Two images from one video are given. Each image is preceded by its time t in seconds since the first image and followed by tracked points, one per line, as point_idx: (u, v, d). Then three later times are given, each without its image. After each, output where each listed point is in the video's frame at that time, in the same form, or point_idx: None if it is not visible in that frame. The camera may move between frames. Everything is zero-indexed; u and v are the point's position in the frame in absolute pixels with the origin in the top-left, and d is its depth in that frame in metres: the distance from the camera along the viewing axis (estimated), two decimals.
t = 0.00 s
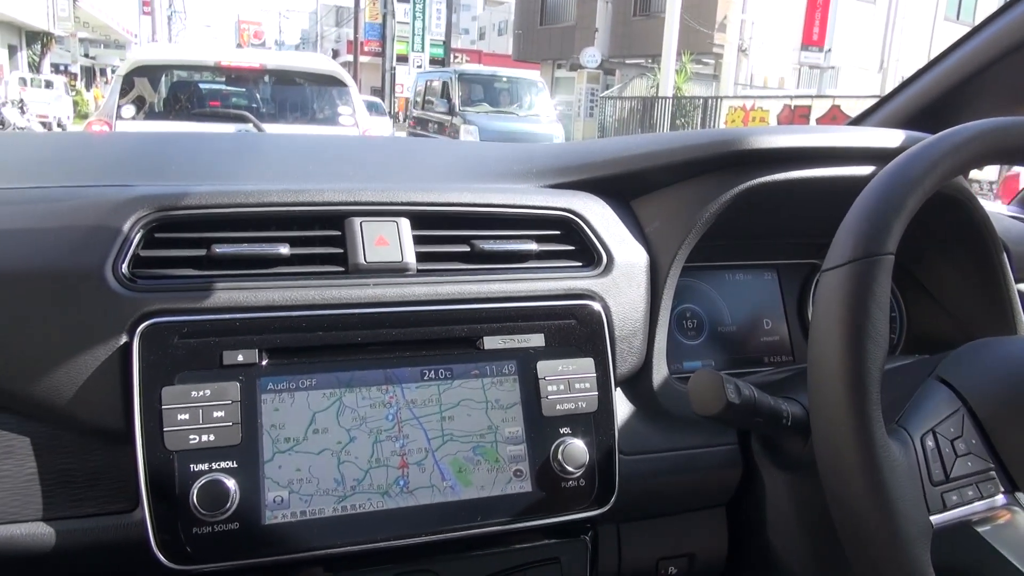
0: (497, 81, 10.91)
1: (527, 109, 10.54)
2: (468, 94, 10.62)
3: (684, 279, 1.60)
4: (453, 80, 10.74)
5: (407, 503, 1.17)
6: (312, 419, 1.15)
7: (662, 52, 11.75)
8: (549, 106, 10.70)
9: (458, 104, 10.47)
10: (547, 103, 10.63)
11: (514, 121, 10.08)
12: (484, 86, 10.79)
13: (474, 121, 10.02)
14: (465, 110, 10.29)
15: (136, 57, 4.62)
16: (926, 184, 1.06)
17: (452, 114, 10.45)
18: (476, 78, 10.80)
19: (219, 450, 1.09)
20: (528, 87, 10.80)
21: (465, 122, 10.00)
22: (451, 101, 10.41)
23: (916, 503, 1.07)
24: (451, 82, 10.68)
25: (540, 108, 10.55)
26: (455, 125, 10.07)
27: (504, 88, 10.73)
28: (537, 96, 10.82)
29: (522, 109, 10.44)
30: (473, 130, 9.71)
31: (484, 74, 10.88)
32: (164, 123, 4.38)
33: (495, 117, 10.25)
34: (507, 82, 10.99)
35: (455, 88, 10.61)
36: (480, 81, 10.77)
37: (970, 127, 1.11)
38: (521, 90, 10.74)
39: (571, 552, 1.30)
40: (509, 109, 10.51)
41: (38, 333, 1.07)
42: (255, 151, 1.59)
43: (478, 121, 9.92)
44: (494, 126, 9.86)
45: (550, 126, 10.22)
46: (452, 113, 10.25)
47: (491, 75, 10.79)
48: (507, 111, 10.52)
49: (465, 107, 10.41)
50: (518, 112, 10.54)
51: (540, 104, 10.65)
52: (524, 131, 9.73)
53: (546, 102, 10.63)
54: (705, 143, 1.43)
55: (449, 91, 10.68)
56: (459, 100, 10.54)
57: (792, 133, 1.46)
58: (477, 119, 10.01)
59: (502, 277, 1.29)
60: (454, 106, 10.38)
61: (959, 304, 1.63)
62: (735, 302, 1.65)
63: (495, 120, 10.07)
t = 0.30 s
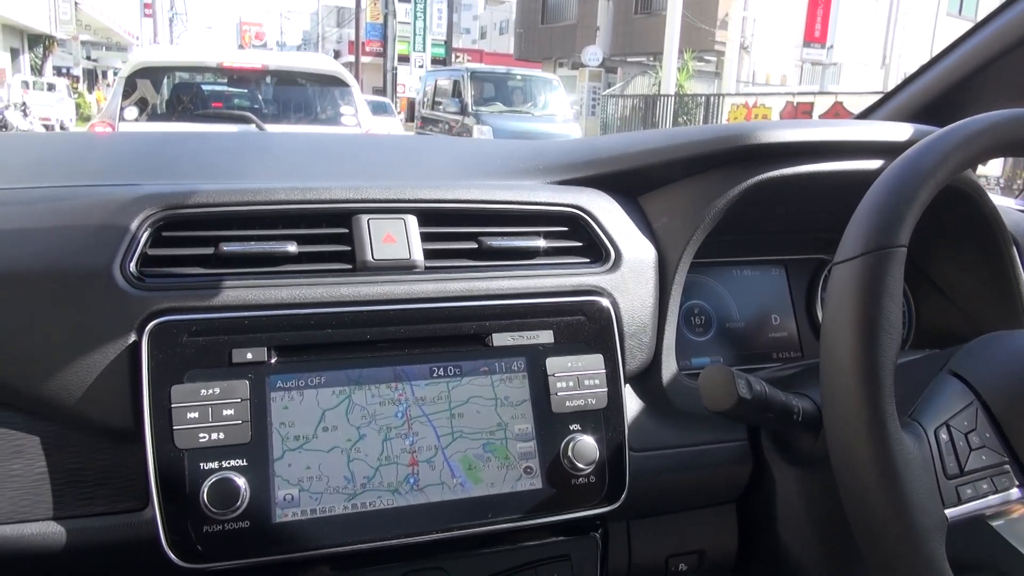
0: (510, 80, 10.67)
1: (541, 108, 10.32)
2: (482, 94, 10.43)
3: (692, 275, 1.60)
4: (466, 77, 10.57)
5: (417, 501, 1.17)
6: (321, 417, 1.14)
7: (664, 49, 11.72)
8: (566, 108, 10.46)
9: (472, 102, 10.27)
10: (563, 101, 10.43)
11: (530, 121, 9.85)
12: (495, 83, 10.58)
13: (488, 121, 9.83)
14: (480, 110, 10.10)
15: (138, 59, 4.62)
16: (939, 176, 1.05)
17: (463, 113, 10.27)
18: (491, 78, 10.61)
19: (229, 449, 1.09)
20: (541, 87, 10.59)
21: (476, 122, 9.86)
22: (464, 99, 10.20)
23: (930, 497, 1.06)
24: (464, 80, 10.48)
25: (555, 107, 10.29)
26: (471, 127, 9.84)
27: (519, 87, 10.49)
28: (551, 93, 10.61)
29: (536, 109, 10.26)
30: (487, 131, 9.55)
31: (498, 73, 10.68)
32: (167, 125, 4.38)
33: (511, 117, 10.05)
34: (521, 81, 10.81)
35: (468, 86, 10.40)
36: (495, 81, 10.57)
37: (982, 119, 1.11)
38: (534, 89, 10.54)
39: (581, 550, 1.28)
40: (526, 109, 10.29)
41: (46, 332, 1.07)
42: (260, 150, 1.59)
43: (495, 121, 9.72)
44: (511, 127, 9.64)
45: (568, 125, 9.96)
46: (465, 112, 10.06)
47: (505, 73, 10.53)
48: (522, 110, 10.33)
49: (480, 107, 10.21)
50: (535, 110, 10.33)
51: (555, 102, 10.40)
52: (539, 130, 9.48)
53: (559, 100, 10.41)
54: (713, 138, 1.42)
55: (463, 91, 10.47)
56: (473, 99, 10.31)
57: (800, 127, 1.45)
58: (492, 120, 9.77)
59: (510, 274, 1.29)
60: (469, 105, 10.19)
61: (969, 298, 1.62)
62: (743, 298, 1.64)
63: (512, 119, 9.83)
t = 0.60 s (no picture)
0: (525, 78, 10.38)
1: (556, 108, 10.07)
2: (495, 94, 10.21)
3: (700, 273, 1.59)
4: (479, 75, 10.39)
5: (427, 498, 1.17)
6: (330, 414, 1.14)
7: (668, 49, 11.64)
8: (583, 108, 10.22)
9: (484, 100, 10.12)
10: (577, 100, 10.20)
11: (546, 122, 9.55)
12: (506, 81, 10.35)
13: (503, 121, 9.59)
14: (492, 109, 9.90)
15: (141, 58, 4.63)
16: (951, 172, 1.05)
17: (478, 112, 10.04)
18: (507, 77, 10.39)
19: (239, 446, 1.09)
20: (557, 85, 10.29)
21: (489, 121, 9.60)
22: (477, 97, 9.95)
23: (942, 494, 1.06)
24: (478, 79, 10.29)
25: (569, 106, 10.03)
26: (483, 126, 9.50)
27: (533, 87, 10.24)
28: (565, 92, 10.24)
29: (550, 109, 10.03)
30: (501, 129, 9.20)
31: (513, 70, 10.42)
32: (171, 124, 4.37)
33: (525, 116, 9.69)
34: (535, 78, 10.44)
35: (480, 85, 10.21)
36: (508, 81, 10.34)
37: (994, 115, 1.10)
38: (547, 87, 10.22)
39: (589, 547, 1.27)
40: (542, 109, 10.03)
41: (57, 330, 1.07)
42: (266, 149, 1.59)
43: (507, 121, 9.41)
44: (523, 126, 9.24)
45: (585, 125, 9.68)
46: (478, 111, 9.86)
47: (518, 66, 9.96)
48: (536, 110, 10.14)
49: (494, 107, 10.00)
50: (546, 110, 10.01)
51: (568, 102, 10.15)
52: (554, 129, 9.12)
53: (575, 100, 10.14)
54: (721, 135, 1.42)
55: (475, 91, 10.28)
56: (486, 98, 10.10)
57: (808, 125, 1.45)
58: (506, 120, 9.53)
59: (519, 272, 1.29)
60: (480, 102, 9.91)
61: (979, 296, 1.61)
62: (750, 296, 1.64)
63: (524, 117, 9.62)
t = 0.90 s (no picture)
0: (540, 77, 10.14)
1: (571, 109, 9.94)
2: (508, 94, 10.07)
3: (703, 273, 1.59)
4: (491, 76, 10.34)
5: (430, 496, 1.17)
6: (334, 412, 1.15)
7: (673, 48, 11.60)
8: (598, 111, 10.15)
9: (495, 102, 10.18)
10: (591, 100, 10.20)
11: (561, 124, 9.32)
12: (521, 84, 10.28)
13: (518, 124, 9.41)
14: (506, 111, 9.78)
15: (145, 57, 4.62)
16: (956, 172, 1.05)
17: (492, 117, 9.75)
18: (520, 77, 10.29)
19: (243, 443, 1.09)
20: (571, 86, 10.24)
21: (504, 122, 9.66)
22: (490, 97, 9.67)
23: (946, 494, 1.06)
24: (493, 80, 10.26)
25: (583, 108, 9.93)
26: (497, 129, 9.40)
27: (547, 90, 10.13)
28: (578, 90, 10.47)
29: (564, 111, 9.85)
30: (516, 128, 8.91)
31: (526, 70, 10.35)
32: (175, 122, 4.37)
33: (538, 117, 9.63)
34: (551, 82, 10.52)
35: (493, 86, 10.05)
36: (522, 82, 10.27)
37: (999, 115, 1.10)
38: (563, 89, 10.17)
39: (592, 546, 1.27)
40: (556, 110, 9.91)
41: (62, 327, 1.07)
42: (270, 147, 1.58)
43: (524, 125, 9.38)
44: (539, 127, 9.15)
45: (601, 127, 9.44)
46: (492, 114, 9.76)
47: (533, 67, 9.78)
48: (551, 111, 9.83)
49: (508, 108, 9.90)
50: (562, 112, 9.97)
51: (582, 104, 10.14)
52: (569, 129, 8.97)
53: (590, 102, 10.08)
54: (725, 134, 1.42)
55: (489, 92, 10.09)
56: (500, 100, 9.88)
57: (813, 125, 1.44)
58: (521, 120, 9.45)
59: (523, 270, 1.29)
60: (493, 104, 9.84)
61: (984, 297, 1.61)
62: (754, 296, 1.64)
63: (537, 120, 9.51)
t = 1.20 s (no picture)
0: (558, 74, 9.73)
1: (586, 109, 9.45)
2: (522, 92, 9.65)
3: (702, 274, 1.59)
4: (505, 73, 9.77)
5: (427, 497, 1.17)
6: (331, 412, 1.15)
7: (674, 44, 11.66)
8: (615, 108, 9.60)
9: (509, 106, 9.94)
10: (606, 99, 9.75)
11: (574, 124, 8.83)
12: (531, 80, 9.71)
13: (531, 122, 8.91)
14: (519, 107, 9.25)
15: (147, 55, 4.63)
16: (954, 174, 1.05)
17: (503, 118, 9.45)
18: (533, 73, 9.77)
19: (240, 443, 1.09)
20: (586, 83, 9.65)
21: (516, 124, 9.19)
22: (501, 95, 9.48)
23: (943, 496, 1.06)
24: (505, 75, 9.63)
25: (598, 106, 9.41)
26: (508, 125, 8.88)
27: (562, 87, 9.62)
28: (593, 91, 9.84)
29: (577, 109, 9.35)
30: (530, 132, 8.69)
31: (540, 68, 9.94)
32: (177, 121, 4.37)
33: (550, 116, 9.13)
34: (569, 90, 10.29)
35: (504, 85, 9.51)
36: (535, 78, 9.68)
37: (999, 118, 1.10)
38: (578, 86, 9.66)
39: (590, 547, 1.27)
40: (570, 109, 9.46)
41: (60, 326, 1.07)
42: (270, 146, 1.58)
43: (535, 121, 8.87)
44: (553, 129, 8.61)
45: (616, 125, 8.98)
46: (505, 110, 9.26)
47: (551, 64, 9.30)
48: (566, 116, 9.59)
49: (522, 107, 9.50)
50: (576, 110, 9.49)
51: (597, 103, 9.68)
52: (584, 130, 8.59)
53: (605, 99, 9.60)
54: (725, 135, 1.42)
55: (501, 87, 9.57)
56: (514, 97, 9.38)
57: (813, 126, 1.44)
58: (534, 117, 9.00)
59: (521, 271, 1.29)
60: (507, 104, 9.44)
61: (984, 300, 1.61)
62: (753, 297, 1.64)
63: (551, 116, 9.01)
